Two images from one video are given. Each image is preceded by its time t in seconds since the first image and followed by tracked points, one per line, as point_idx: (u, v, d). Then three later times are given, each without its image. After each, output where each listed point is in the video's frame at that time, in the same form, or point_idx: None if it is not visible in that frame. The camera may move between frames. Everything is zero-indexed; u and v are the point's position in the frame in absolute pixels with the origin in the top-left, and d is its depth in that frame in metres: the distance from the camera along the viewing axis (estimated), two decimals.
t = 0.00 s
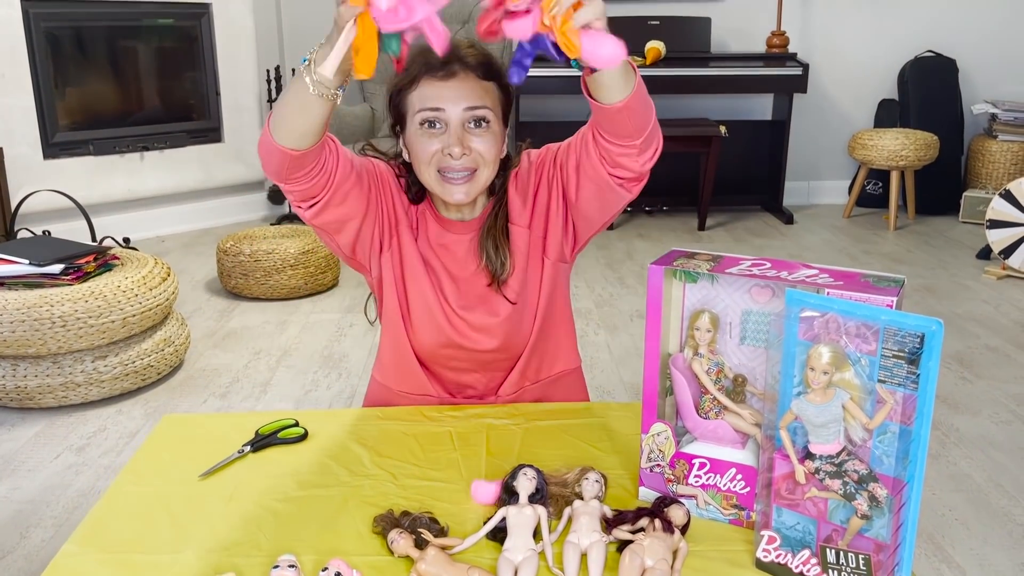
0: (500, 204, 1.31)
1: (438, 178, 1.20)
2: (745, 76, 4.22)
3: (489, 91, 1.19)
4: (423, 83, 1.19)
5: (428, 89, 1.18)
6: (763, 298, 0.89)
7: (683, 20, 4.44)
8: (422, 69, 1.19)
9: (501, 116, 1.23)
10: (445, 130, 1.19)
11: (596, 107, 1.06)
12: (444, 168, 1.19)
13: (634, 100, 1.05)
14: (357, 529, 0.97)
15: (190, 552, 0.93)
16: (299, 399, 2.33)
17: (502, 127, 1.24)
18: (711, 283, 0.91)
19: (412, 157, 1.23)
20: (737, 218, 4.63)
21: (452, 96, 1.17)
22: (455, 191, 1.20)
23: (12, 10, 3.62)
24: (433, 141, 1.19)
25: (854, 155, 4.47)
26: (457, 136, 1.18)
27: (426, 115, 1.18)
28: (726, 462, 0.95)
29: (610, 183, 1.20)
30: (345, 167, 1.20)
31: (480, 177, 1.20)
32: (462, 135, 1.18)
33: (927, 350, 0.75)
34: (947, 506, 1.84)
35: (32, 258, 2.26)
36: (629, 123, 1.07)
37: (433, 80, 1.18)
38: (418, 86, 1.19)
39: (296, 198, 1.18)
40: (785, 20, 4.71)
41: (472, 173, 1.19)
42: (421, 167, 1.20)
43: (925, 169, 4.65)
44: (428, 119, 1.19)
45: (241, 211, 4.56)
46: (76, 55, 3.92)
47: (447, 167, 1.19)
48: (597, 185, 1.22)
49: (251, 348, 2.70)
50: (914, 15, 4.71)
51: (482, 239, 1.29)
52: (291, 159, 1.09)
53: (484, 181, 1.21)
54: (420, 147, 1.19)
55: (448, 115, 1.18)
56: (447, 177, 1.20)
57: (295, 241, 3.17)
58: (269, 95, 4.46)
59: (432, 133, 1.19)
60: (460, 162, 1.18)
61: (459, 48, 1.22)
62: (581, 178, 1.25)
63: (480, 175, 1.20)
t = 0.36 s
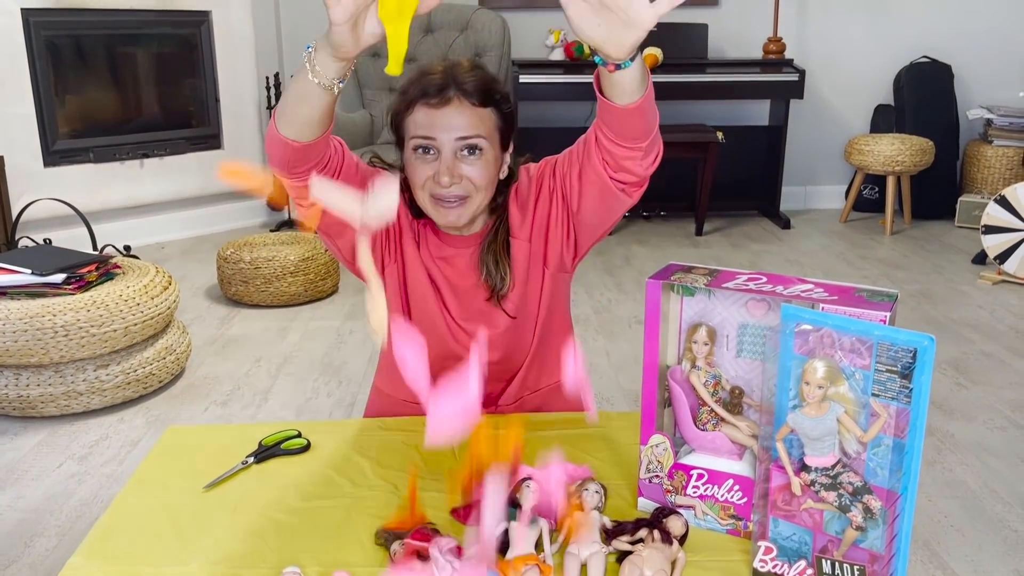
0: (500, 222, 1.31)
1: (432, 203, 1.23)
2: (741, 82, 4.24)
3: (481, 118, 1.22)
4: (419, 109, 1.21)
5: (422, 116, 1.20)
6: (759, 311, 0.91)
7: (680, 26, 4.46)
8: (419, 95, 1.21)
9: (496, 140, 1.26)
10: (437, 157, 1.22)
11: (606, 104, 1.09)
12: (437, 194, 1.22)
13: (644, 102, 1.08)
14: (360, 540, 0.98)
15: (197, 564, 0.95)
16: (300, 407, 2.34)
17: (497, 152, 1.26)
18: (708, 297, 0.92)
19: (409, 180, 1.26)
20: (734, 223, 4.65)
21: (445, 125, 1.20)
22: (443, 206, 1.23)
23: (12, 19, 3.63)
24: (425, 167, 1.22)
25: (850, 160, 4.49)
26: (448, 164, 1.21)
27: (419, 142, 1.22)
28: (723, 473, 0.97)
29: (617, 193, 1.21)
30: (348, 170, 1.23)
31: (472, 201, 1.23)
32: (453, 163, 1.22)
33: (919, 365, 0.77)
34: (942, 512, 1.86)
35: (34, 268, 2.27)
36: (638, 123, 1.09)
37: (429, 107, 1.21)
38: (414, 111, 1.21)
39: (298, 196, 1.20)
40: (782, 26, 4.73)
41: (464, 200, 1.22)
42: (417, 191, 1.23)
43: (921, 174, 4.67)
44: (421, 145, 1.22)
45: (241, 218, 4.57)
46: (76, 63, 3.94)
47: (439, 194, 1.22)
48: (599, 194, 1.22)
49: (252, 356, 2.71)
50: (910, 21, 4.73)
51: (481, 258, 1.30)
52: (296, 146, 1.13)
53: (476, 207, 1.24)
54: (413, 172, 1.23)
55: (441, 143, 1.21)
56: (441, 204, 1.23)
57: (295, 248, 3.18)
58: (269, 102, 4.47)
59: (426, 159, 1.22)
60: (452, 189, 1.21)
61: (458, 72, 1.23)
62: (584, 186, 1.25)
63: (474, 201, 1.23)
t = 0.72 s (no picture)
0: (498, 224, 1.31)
1: (432, 208, 1.22)
2: (739, 83, 4.25)
3: (481, 122, 1.22)
4: (419, 113, 1.21)
5: (422, 121, 1.20)
6: (757, 311, 0.91)
7: (678, 28, 4.46)
8: (419, 99, 1.21)
9: (495, 144, 1.25)
10: (438, 161, 1.21)
11: (614, 103, 1.09)
12: (437, 199, 1.21)
13: (652, 105, 1.08)
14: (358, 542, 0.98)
15: (195, 565, 0.95)
16: (299, 409, 2.35)
17: (497, 157, 1.26)
18: (706, 297, 0.92)
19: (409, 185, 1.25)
20: (733, 225, 4.65)
21: (446, 129, 1.20)
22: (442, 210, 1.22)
23: (11, 23, 3.65)
24: (426, 170, 1.21)
25: (849, 160, 4.49)
26: (449, 169, 1.21)
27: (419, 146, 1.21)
28: (721, 473, 0.97)
29: (620, 193, 1.23)
30: (344, 175, 1.23)
31: (473, 206, 1.22)
32: (454, 168, 1.21)
33: (916, 364, 0.77)
34: (941, 512, 1.86)
35: (33, 271, 2.27)
36: (646, 125, 1.10)
37: (429, 111, 1.21)
38: (415, 115, 1.21)
39: (294, 200, 1.21)
40: (780, 28, 4.73)
41: (462, 207, 1.21)
42: (416, 195, 1.22)
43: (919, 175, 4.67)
44: (422, 149, 1.21)
45: (240, 220, 4.57)
46: (75, 66, 3.95)
47: (438, 199, 1.20)
48: (601, 193, 1.24)
49: (251, 358, 2.71)
50: (908, 22, 4.74)
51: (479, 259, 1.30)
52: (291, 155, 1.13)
53: (476, 212, 1.23)
54: (413, 176, 1.22)
55: (441, 147, 1.21)
56: (441, 209, 1.21)
57: (294, 251, 3.18)
58: (267, 105, 4.48)
59: (426, 162, 1.21)
60: (452, 194, 1.20)
61: (458, 75, 1.24)
62: (585, 185, 1.27)
63: (472, 206, 1.22)
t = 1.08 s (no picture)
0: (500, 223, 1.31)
1: (432, 200, 1.22)
2: (739, 84, 4.25)
3: (481, 115, 1.22)
4: (420, 107, 1.22)
5: (424, 113, 1.21)
6: (756, 311, 0.91)
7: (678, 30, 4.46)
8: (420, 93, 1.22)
9: (495, 138, 1.26)
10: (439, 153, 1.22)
11: (640, 120, 1.10)
12: (436, 190, 1.21)
13: (678, 123, 1.09)
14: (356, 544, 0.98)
15: (194, 567, 0.94)
16: (300, 412, 2.34)
17: (497, 151, 1.26)
18: (704, 297, 0.92)
19: (410, 179, 1.25)
20: (734, 226, 4.65)
21: (447, 120, 1.21)
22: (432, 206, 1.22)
23: (11, 27, 3.65)
24: (427, 163, 1.21)
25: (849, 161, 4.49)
26: (450, 159, 1.21)
27: (421, 139, 1.21)
28: (721, 474, 0.97)
29: (634, 195, 1.24)
30: (325, 180, 1.23)
31: (470, 199, 1.22)
32: (454, 159, 1.21)
33: (915, 363, 0.77)
34: (943, 512, 1.86)
35: (34, 275, 2.27)
36: (669, 141, 1.11)
37: (431, 104, 1.21)
38: (416, 109, 1.22)
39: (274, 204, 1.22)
40: (780, 28, 4.73)
41: (463, 195, 1.21)
42: (417, 188, 1.22)
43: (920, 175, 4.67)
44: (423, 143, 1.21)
45: (241, 224, 4.57)
46: (75, 70, 3.95)
47: (439, 190, 1.20)
48: (621, 200, 1.26)
49: (251, 361, 2.71)
50: (908, 22, 4.74)
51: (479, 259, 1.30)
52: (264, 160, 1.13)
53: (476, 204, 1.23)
54: (414, 169, 1.22)
55: (443, 139, 1.21)
56: (441, 201, 1.21)
57: (294, 253, 3.18)
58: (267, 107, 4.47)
59: (428, 156, 1.21)
60: (452, 185, 1.20)
61: (457, 71, 1.25)
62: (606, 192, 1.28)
63: (473, 198, 1.22)
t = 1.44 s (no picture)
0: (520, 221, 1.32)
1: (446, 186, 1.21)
2: (743, 82, 4.23)
3: (492, 100, 1.23)
4: (430, 96, 1.22)
5: (433, 101, 1.22)
6: (763, 306, 0.89)
7: (682, 28, 4.45)
8: (429, 82, 1.23)
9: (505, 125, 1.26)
10: (452, 137, 1.22)
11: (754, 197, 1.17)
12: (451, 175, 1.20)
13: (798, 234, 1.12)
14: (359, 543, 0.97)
15: (196, 566, 0.94)
16: (303, 411, 2.34)
17: (507, 138, 1.26)
18: (710, 292, 0.91)
19: (421, 169, 1.25)
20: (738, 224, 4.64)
21: (457, 103, 1.21)
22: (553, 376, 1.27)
23: (14, 27, 3.66)
24: (441, 149, 1.21)
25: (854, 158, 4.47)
26: (461, 142, 1.21)
27: (434, 124, 1.21)
28: (728, 470, 0.95)
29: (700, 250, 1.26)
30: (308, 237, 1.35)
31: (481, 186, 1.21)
32: (466, 142, 1.21)
33: (926, 357, 0.75)
34: (952, 510, 1.84)
35: (36, 275, 2.27)
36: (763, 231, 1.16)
37: (440, 90, 1.22)
38: (425, 98, 1.23)
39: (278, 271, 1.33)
40: (784, 26, 4.71)
41: (477, 180, 1.21)
42: (430, 177, 1.22)
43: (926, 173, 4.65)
44: (436, 128, 1.22)
45: (244, 224, 4.57)
46: (78, 70, 3.95)
47: (453, 174, 1.20)
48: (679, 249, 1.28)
49: (255, 361, 2.70)
50: (913, 20, 4.72)
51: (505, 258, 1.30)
52: (242, 257, 1.29)
53: (490, 188, 1.22)
54: (427, 156, 1.22)
55: (453, 124, 1.21)
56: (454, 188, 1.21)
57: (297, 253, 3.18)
58: (270, 108, 4.47)
59: (440, 142, 1.21)
60: (466, 168, 1.20)
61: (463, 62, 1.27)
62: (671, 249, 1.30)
63: (486, 184, 1.22)
